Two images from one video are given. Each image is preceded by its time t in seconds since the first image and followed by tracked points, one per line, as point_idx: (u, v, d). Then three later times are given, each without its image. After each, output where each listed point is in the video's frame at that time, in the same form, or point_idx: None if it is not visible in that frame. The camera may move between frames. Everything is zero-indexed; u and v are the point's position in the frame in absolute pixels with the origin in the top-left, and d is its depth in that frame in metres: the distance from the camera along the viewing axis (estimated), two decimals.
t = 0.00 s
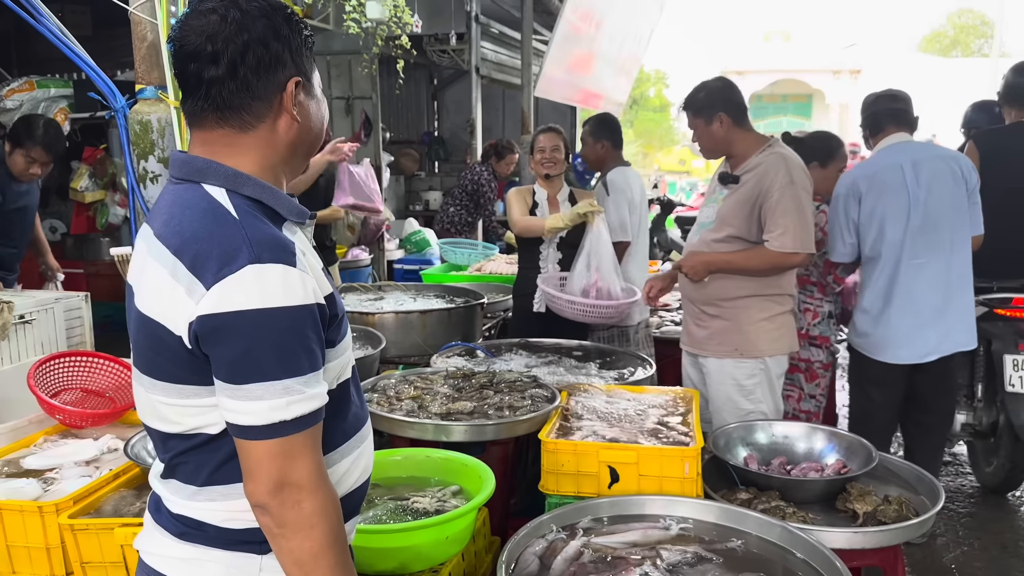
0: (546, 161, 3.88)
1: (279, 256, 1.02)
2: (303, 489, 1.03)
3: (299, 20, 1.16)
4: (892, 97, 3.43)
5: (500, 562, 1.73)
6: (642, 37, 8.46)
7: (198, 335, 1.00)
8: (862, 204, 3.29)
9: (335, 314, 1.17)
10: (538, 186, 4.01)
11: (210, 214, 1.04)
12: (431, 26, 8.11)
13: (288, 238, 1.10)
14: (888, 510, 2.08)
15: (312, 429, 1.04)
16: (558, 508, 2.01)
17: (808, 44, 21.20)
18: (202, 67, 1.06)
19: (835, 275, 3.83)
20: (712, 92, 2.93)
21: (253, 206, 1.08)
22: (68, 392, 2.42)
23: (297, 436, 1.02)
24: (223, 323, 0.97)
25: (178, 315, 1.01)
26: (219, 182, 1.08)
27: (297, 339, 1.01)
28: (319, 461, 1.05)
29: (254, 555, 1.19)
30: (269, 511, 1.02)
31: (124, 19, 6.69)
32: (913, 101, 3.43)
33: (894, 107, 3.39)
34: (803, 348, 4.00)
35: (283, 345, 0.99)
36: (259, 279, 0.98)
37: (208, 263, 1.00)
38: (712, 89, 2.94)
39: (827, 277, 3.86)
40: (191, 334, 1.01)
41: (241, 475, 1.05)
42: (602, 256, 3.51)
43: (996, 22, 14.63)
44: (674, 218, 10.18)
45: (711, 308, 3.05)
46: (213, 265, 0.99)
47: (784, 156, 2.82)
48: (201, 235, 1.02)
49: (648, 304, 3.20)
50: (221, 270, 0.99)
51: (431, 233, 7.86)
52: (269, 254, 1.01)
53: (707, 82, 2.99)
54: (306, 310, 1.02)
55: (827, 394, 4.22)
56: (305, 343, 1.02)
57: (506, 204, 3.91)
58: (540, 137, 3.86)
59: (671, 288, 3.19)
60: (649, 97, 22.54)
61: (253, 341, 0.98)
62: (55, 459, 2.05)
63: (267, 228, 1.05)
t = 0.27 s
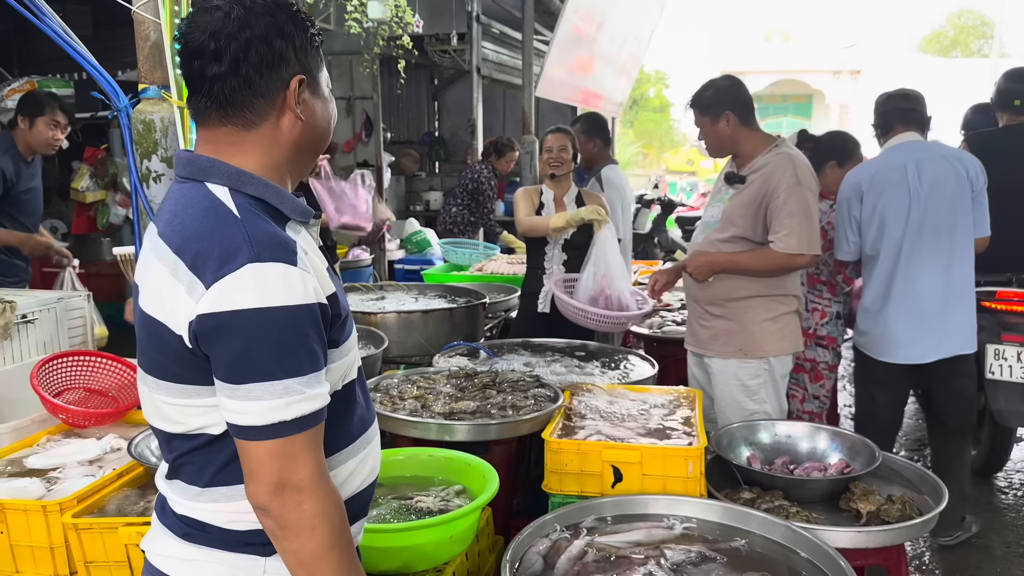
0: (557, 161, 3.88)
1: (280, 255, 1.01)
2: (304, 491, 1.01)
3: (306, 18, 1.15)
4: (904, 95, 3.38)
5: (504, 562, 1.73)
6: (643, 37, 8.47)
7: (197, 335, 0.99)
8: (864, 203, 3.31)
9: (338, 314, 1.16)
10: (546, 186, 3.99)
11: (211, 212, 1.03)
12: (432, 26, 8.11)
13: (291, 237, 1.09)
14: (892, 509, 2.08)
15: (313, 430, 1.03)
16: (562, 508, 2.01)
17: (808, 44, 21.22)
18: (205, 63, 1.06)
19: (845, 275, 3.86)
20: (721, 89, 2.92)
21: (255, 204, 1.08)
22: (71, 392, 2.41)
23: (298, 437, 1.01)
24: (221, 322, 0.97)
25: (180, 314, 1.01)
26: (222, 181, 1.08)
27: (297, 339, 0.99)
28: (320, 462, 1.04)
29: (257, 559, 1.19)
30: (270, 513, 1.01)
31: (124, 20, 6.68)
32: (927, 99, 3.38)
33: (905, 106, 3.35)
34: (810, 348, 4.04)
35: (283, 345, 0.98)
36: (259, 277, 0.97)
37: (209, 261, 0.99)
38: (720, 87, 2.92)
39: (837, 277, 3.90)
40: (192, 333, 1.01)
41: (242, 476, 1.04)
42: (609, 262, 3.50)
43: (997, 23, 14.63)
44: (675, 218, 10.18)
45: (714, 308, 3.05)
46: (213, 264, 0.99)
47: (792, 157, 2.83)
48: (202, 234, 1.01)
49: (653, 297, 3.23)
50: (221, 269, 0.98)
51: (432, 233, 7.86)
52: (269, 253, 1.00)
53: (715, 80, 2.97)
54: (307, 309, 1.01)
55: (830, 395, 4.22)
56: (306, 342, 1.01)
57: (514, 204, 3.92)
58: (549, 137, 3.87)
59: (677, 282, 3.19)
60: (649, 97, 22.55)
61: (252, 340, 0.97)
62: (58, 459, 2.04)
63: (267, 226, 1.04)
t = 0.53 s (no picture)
0: (563, 161, 3.86)
1: (270, 253, 1.00)
2: (293, 493, 0.99)
3: (304, 10, 1.13)
4: (931, 94, 3.37)
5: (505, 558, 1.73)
6: (643, 36, 8.47)
7: (185, 334, 0.98)
8: (882, 201, 3.33)
9: (333, 313, 1.13)
10: (547, 186, 4.01)
11: (203, 208, 1.03)
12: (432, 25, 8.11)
13: (285, 235, 1.07)
14: (893, 506, 2.08)
15: (301, 432, 1.00)
16: (562, 505, 2.00)
17: (808, 44, 21.23)
18: (197, 57, 1.06)
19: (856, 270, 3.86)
20: (723, 87, 2.92)
21: (249, 202, 1.06)
22: (71, 390, 2.41)
23: (286, 438, 0.99)
24: (208, 321, 0.95)
25: (170, 312, 1.00)
26: (216, 177, 1.07)
27: (285, 339, 0.97)
28: (309, 463, 1.01)
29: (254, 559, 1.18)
30: (259, 516, 0.99)
31: (124, 19, 6.68)
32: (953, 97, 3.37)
33: (930, 104, 3.34)
34: (821, 345, 4.03)
35: (270, 345, 0.96)
36: (246, 275, 0.96)
37: (198, 258, 0.98)
38: (722, 85, 2.93)
39: (848, 272, 3.89)
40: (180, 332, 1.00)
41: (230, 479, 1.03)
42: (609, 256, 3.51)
43: (996, 23, 14.64)
44: (675, 218, 10.18)
45: (716, 306, 3.06)
46: (202, 261, 0.98)
47: (795, 156, 2.83)
48: (192, 230, 1.00)
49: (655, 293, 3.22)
50: (209, 266, 0.97)
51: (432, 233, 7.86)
52: (259, 250, 0.99)
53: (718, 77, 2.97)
54: (297, 309, 0.99)
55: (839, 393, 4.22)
56: (295, 342, 0.99)
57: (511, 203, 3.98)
58: (555, 136, 3.83)
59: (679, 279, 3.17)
60: (649, 97, 22.54)
61: (239, 340, 0.95)
62: (58, 456, 2.04)
63: (259, 223, 1.03)
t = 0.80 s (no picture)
0: (559, 161, 3.86)
1: (263, 262, 0.99)
2: (282, 508, 0.98)
3: (302, 10, 1.12)
4: (960, 92, 3.40)
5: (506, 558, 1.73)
6: (643, 37, 8.49)
7: (175, 342, 0.98)
8: (908, 199, 3.41)
9: (330, 323, 1.12)
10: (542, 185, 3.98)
11: (199, 215, 1.03)
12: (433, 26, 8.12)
13: (283, 242, 1.07)
14: (894, 506, 2.08)
15: (291, 445, 1.00)
16: (564, 505, 2.01)
17: (808, 45, 21.25)
18: (194, 61, 1.07)
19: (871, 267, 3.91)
20: (726, 89, 2.93)
21: (245, 209, 1.06)
22: (73, 390, 2.42)
23: (274, 452, 0.98)
24: (199, 330, 0.94)
25: (164, 321, 1.01)
26: (213, 183, 1.07)
27: (277, 350, 0.96)
28: (299, 478, 1.01)
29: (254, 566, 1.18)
30: (248, 532, 0.98)
31: (125, 19, 6.68)
32: (983, 96, 3.39)
33: (961, 103, 3.37)
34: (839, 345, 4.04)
35: (261, 356, 0.95)
36: (237, 285, 0.95)
37: (191, 266, 0.98)
38: (725, 86, 2.93)
39: (863, 270, 3.93)
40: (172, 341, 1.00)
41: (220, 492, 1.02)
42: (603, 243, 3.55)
43: (996, 23, 14.66)
44: (675, 218, 10.18)
45: (717, 307, 3.06)
46: (194, 269, 0.98)
47: (799, 156, 2.83)
48: (187, 238, 1.00)
49: (659, 293, 3.22)
50: (202, 274, 0.97)
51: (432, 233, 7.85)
52: (252, 259, 0.98)
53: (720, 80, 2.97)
54: (290, 320, 0.98)
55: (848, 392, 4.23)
56: (288, 354, 0.98)
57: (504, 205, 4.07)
58: (551, 137, 3.85)
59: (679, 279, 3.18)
60: (648, 98, 22.55)
61: (229, 350, 0.94)
62: (61, 456, 2.05)
63: (255, 231, 1.02)
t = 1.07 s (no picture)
0: (552, 162, 3.85)
1: (261, 273, 0.99)
2: (282, 521, 0.99)
3: (301, 12, 1.12)
4: (970, 93, 3.46)
5: (506, 558, 1.73)
6: (643, 37, 8.49)
7: (171, 353, 0.98)
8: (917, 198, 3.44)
9: (329, 332, 1.12)
10: (533, 186, 3.98)
11: (194, 225, 1.03)
12: (433, 26, 8.13)
13: (280, 251, 1.07)
14: (893, 506, 2.09)
15: (289, 458, 1.00)
16: (563, 505, 2.01)
17: (807, 45, 21.25)
18: (190, 64, 1.07)
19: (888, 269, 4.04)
20: (732, 89, 2.92)
21: (242, 219, 1.06)
22: (74, 390, 2.42)
23: (273, 466, 0.98)
24: (195, 343, 0.95)
25: (160, 332, 1.01)
26: (210, 189, 1.08)
27: (274, 363, 0.97)
28: (298, 492, 1.01)
29: (255, 571, 1.19)
30: (249, 546, 0.99)
31: (124, 19, 6.67)
32: (991, 98, 3.46)
33: (971, 104, 3.42)
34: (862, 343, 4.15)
35: (257, 369, 0.96)
36: (234, 297, 0.95)
37: (187, 277, 0.98)
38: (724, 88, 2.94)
39: (880, 271, 4.06)
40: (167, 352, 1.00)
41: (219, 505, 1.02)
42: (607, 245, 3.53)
43: (997, 23, 14.68)
44: (676, 218, 10.20)
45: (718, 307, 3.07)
46: (191, 279, 0.98)
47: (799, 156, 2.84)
48: (182, 248, 1.00)
49: (658, 293, 3.23)
50: (198, 285, 0.97)
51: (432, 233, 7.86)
52: (248, 269, 0.98)
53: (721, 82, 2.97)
54: (287, 332, 0.98)
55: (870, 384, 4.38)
56: (285, 366, 0.98)
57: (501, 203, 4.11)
58: (544, 138, 3.86)
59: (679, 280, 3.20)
60: (648, 98, 22.55)
61: (225, 362, 0.94)
62: (61, 455, 2.05)
63: (252, 241, 1.02)
